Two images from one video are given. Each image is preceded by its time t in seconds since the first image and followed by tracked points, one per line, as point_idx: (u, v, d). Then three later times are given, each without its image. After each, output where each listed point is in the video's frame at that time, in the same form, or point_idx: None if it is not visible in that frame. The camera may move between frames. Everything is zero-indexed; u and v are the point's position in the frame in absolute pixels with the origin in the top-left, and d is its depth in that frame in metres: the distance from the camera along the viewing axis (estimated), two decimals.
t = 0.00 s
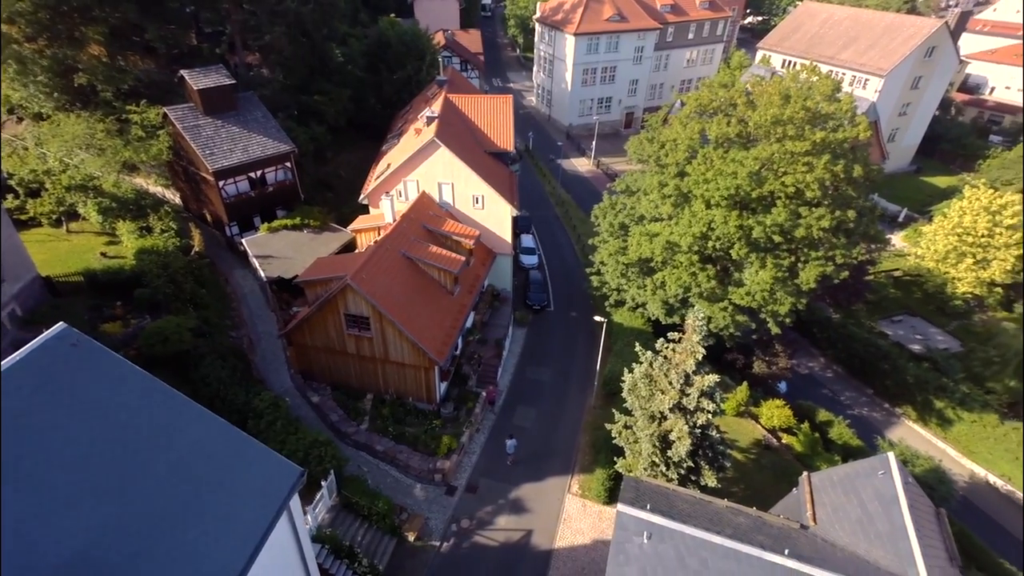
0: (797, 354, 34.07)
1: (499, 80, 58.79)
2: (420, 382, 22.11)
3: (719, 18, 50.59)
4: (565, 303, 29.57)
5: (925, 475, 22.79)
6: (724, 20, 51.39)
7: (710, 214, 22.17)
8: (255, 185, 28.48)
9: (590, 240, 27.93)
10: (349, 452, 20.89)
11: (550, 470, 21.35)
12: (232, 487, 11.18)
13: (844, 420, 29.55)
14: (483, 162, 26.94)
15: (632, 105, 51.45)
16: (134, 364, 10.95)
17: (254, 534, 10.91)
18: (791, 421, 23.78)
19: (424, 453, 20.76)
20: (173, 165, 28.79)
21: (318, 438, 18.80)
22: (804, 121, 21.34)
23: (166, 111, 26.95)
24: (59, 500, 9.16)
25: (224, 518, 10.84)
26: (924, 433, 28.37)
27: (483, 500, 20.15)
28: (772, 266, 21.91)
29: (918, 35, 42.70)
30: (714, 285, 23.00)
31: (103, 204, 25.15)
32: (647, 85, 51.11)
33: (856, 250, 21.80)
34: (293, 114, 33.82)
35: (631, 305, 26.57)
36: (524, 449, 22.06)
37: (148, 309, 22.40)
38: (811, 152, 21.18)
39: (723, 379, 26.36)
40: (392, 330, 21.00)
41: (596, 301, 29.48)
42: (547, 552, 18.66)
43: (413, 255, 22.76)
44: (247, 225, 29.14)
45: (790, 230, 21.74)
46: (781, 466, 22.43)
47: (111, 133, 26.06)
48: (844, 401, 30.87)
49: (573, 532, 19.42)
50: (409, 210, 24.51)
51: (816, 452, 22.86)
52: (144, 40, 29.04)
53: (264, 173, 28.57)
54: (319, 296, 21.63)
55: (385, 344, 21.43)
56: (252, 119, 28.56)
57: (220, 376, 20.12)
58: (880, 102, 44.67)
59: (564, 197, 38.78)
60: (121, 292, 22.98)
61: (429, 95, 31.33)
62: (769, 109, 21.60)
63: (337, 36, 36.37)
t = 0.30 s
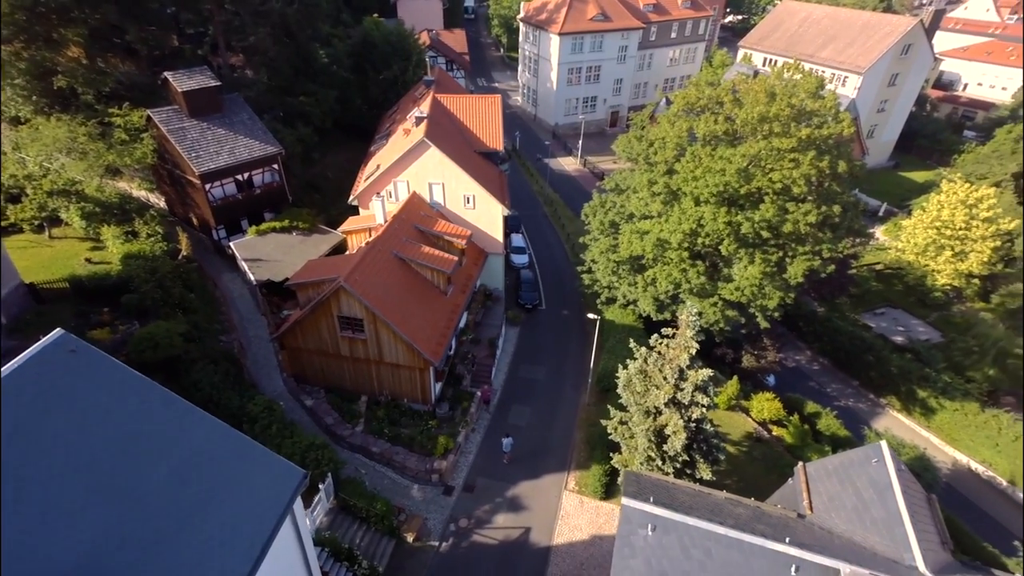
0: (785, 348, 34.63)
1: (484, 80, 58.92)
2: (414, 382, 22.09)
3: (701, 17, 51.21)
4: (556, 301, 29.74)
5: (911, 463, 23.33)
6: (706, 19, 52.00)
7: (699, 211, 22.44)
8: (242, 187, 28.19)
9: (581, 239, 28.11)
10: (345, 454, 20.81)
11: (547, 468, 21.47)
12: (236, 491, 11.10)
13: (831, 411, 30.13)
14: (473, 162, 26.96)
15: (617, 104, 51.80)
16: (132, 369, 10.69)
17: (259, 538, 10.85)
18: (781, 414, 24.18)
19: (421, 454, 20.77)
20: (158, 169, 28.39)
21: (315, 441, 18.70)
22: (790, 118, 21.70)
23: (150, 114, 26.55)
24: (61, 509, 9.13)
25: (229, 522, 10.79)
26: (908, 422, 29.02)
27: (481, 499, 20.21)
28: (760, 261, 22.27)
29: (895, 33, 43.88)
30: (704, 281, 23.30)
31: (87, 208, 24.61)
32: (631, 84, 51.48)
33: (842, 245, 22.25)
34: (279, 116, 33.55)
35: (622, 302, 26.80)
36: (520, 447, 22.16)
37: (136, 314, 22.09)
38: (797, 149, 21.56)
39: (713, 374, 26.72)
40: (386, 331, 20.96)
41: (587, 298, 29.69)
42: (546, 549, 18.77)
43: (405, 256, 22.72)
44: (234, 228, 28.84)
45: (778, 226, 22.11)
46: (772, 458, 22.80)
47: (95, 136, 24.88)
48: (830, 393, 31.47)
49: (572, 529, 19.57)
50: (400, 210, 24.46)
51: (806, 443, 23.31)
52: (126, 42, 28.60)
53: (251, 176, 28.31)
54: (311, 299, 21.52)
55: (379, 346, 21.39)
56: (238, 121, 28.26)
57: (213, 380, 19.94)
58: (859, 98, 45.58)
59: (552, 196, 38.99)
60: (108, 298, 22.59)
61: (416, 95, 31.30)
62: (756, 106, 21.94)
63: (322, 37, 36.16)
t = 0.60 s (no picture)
0: (772, 342, 35.16)
1: (467, 79, 59.01)
2: (408, 383, 22.07)
3: (682, 16, 51.80)
4: (546, 300, 29.89)
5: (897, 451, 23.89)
6: (687, 17, 52.61)
7: (688, 208, 22.72)
8: (227, 190, 27.88)
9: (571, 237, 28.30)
10: (339, 457, 20.71)
11: (542, 465, 21.59)
12: (239, 495, 11.03)
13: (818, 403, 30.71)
14: (462, 161, 26.99)
15: (601, 103, 52.10)
16: (131, 375, 10.61)
17: (265, 540, 10.77)
18: (770, 406, 24.63)
19: (416, 455, 20.77)
20: (140, 173, 27.87)
21: (310, 445, 18.61)
22: (775, 115, 22.09)
23: (131, 117, 25.97)
24: (65, 518, 9.05)
25: (234, 526, 10.71)
26: (892, 412, 29.65)
27: (478, 498, 20.26)
28: (748, 257, 22.65)
29: (870, 31, 45.33)
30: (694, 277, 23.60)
31: (67, 213, 24.01)
32: (614, 83, 51.87)
33: (827, 239, 22.70)
34: (263, 117, 33.22)
35: (613, 300, 27.04)
36: (515, 445, 22.25)
37: (123, 321, 21.75)
38: (782, 145, 21.96)
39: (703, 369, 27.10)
40: (379, 332, 20.89)
41: (577, 296, 29.88)
42: (545, 545, 18.90)
43: (397, 257, 22.69)
44: (220, 232, 28.50)
45: (765, 221, 22.50)
46: (763, 450, 23.21)
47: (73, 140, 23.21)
48: (816, 385, 32.06)
49: (569, 525, 19.71)
50: (390, 211, 24.40)
51: (796, 434, 23.77)
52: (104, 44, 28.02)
53: (236, 179, 28.00)
54: (302, 302, 21.37)
55: (372, 348, 21.31)
56: (222, 123, 27.94)
57: (204, 386, 19.73)
58: (839, 94, 46.65)
59: (540, 195, 39.17)
60: (93, 305, 22.11)
61: (403, 95, 31.23)
62: (741, 104, 22.31)
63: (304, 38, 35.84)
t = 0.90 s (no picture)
0: (758, 336, 35.58)
1: (449, 79, 58.93)
2: (402, 384, 22.00)
3: (661, 15, 52.35)
4: (536, 298, 30.01)
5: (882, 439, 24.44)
6: (666, 17, 53.18)
7: (675, 205, 23.00)
8: (211, 194, 27.47)
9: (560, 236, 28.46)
10: (334, 460, 20.58)
11: (537, 463, 21.69)
12: (243, 498, 10.91)
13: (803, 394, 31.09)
14: (450, 161, 26.99)
15: (584, 102, 52.44)
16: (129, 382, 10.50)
17: (270, 544, 10.63)
18: (759, 398, 25.12)
19: (412, 456, 20.75)
20: (120, 177, 27.19)
21: (305, 449, 18.48)
22: (758, 113, 22.51)
23: (111, 120, 25.26)
24: (67, 527, 8.94)
25: (239, 530, 10.56)
26: (874, 401, 30.33)
27: (474, 498, 20.29)
28: (735, 252, 23.01)
29: (845, 29, 45.97)
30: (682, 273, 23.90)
31: (46, 220, 22.96)
32: (597, 82, 52.23)
33: (811, 233, 23.17)
34: (245, 119, 32.81)
35: (602, 297, 27.25)
36: (510, 443, 22.33)
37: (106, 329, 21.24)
38: (766, 142, 22.36)
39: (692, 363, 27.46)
40: (371, 334, 20.82)
41: (567, 294, 30.06)
42: (542, 542, 19.00)
43: (387, 258, 22.63)
44: (204, 236, 28.09)
45: (751, 217, 22.90)
46: (753, 441, 23.59)
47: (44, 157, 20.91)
48: (801, 376, 32.53)
49: (566, 521, 19.85)
50: (379, 213, 24.34)
51: (784, 425, 24.34)
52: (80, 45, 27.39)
53: (220, 182, 27.63)
54: (293, 305, 21.22)
55: (364, 350, 21.22)
56: (204, 126, 27.54)
57: (195, 392, 19.46)
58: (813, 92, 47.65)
59: (526, 194, 39.33)
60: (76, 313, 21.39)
61: (388, 96, 31.11)
62: (725, 102, 22.67)
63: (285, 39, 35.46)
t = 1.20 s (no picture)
0: (744, 330, 35.99)
1: (431, 79, 58.80)
2: (395, 386, 21.91)
3: (641, 15, 52.86)
4: (526, 297, 30.10)
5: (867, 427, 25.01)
6: (645, 16, 53.72)
7: (663, 202, 23.26)
8: (194, 198, 27.03)
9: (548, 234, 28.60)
10: (328, 464, 20.44)
11: (532, 460, 21.78)
12: (245, 504, 10.78)
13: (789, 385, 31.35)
14: (437, 161, 26.96)
15: (566, 101, 52.73)
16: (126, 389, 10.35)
17: (275, 548, 10.50)
18: (747, 391, 25.61)
19: (406, 458, 20.71)
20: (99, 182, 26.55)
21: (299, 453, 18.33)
22: (741, 110, 22.89)
23: (88, 124, 24.65)
24: (68, 538, 8.79)
25: (242, 536, 10.43)
26: (857, 390, 30.90)
27: (470, 497, 20.31)
28: (722, 247, 23.36)
29: (821, 26, 47.41)
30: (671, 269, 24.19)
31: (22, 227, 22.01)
32: (578, 82, 52.55)
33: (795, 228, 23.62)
34: (226, 122, 32.36)
35: (592, 294, 27.45)
36: (504, 442, 22.38)
37: (91, 338, 20.63)
38: (751, 139, 22.73)
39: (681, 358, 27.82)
40: (363, 336, 20.71)
41: (556, 293, 30.21)
42: (540, 539, 19.10)
43: (377, 260, 22.55)
44: (187, 241, 27.63)
45: (737, 212, 23.26)
46: (743, 433, 23.96)
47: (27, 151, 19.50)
48: (785, 368, 32.92)
49: (562, 518, 19.96)
50: (368, 215, 24.25)
51: (772, 417, 24.82)
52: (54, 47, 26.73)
53: (203, 186, 27.20)
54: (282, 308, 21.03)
55: (356, 352, 21.10)
56: (186, 128, 27.10)
57: (184, 399, 19.17)
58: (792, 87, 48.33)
59: (512, 194, 39.44)
60: (56, 323, 20.59)
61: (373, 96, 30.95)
62: (710, 100, 23.01)
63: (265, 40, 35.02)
